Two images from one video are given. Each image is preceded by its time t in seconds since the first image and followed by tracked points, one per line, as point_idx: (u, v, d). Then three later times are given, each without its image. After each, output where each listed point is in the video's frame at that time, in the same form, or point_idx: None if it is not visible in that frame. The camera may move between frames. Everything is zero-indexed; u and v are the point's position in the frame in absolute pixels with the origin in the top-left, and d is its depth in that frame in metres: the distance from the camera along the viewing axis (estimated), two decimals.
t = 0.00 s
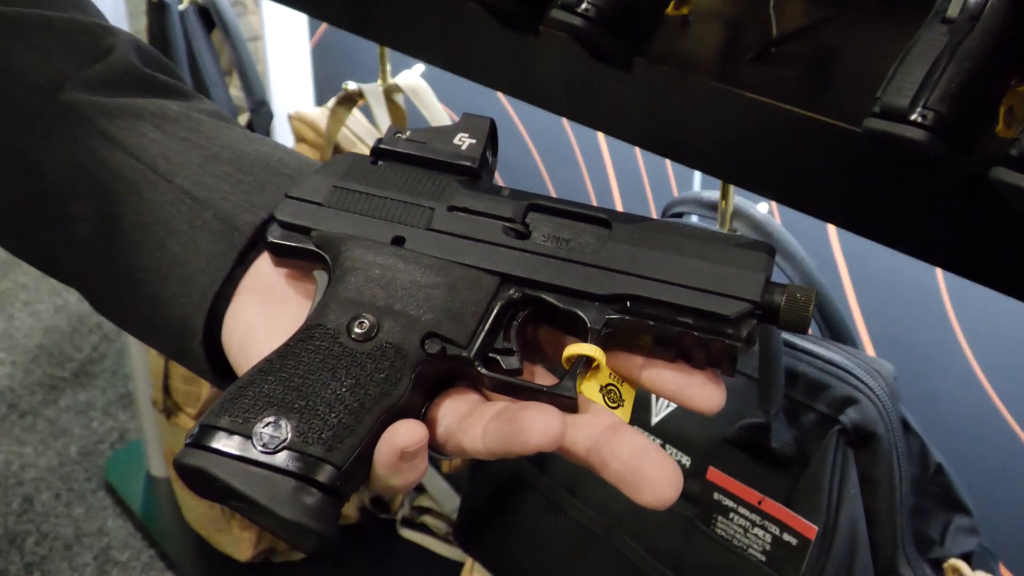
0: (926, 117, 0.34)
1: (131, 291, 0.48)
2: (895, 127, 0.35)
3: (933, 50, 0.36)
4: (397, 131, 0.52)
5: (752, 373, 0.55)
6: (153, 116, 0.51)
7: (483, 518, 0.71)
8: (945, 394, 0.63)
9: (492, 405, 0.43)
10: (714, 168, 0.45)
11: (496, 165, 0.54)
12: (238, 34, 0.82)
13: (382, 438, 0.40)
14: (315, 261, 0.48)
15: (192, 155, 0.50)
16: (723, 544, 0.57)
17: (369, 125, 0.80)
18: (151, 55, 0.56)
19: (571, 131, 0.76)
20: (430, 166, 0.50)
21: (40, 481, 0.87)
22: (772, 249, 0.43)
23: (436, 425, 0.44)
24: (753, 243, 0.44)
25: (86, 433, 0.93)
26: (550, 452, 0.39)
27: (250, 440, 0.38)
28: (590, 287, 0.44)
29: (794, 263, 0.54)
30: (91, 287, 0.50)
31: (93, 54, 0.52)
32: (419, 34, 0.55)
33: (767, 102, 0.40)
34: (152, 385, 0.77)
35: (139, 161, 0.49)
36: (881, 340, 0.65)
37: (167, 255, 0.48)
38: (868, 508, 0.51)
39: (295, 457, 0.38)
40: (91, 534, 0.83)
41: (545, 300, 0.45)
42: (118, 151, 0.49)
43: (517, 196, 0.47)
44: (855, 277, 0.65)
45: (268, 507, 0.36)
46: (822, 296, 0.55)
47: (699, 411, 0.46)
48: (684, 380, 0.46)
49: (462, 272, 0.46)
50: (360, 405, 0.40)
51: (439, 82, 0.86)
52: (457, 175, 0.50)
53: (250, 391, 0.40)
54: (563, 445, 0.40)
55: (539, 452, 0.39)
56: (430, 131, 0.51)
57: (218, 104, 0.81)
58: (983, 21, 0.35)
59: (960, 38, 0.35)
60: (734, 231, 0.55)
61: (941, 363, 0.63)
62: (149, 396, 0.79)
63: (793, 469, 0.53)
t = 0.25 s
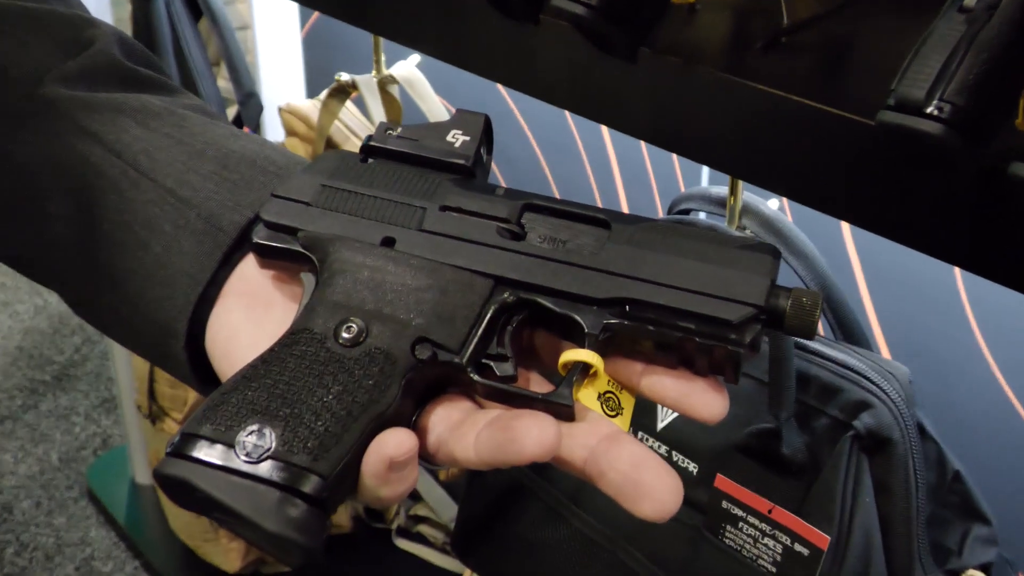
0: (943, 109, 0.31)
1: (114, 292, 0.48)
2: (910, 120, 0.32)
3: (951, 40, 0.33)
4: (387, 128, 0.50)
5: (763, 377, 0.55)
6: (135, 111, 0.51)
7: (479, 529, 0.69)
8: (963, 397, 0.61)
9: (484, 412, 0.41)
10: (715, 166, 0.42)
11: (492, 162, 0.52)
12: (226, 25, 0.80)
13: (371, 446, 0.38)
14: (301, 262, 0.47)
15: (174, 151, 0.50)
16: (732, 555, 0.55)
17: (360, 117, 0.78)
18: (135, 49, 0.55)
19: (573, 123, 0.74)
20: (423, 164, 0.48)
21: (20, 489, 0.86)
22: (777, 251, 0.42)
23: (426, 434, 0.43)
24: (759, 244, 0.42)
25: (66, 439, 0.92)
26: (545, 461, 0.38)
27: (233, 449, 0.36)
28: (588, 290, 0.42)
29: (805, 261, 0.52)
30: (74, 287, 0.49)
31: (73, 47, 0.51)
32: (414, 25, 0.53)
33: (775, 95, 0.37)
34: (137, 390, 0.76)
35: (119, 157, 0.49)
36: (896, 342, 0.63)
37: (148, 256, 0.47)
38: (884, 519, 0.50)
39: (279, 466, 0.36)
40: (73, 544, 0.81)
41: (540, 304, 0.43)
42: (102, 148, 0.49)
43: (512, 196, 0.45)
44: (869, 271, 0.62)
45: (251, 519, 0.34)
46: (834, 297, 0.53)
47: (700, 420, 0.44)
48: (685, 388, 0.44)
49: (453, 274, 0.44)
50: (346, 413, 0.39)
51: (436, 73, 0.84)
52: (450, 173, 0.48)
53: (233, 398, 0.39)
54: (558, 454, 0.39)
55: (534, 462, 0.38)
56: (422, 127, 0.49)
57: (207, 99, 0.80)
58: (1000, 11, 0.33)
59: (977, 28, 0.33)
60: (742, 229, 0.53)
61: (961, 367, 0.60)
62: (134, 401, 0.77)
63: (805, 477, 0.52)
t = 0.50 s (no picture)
0: (952, 105, 0.30)
1: (111, 293, 0.47)
2: (917, 117, 0.31)
3: (959, 35, 0.32)
4: (388, 128, 0.49)
5: (768, 378, 0.54)
6: (130, 109, 0.50)
7: (477, 534, 0.69)
8: (971, 398, 0.60)
9: (485, 417, 0.41)
10: (720, 165, 0.41)
11: (493, 162, 0.51)
12: (224, 24, 0.79)
13: (371, 451, 0.38)
14: (299, 264, 0.46)
15: (170, 150, 0.49)
16: (735, 558, 0.55)
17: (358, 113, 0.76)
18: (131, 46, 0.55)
19: (575, 118, 0.73)
20: (423, 164, 0.48)
21: (14, 490, 0.85)
22: (782, 253, 0.41)
23: (427, 439, 0.42)
24: (765, 246, 0.41)
25: (62, 439, 0.91)
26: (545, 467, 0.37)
27: (230, 454, 0.36)
28: (590, 294, 0.41)
29: (810, 260, 0.51)
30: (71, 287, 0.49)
31: (67, 44, 0.51)
32: (415, 20, 0.52)
33: (779, 90, 0.37)
34: (132, 390, 0.76)
35: (114, 157, 0.49)
36: (903, 342, 0.62)
37: (144, 258, 0.47)
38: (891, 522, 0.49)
39: (276, 472, 0.35)
40: (69, 546, 0.81)
41: (542, 308, 0.43)
42: (96, 147, 0.49)
43: (514, 197, 0.45)
44: (875, 270, 0.61)
45: (248, 525, 0.34)
46: (840, 297, 0.53)
47: (703, 425, 0.44)
48: (689, 393, 0.43)
49: (454, 276, 0.43)
50: (345, 418, 0.38)
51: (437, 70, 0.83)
52: (451, 174, 0.47)
53: (230, 403, 0.38)
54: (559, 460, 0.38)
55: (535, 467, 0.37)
56: (423, 127, 0.49)
57: (205, 99, 0.79)
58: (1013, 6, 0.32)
59: (986, 24, 0.32)
60: (746, 228, 0.52)
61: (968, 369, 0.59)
62: (129, 401, 0.77)
63: (810, 480, 0.51)
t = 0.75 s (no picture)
0: (954, 106, 0.30)
1: (112, 291, 0.47)
2: (918, 117, 0.31)
3: (958, 36, 0.32)
4: (390, 125, 0.49)
5: (769, 378, 0.55)
6: (131, 109, 0.50)
7: (478, 535, 0.69)
8: (971, 398, 0.60)
9: (487, 417, 0.41)
10: (723, 165, 0.41)
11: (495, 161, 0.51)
12: (224, 20, 0.79)
13: (373, 451, 0.38)
14: (301, 264, 0.46)
15: (171, 149, 0.49)
16: (736, 558, 0.55)
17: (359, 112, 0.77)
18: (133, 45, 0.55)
19: (575, 118, 0.73)
20: (425, 163, 0.48)
21: (14, 490, 0.85)
22: (784, 253, 0.41)
23: (429, 439, 0.42)
24: (767, 246, 0.41)
25: (62, 438, 0.91)
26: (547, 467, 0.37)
27: (232, 454, 0.36)
28: (593, 294, 0.41)
29: (811, 259, 0.51)
30: (72, 286, 0.49)
31: (68, 44, 0.51)
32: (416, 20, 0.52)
33: (782, 90, 0.37)
34: (132, 389, 0.76)
35: (115, 156, 0.49)
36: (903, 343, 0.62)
37: (145, 258, 0.47)
38: (891, 521, 0.49)
39: (279, 472, 0.36)
40: (69, 545, 0.81)
41: (545, 308, 0.43)
42: (96, 147, 0.49)
43: (516, 197, 0.45)
44: (875, 271, 0.61)
45: (250, 525, 0.34)
46: (841, 297, 0.53)
47: (705, 425, 0.44)
48: (691, 393, 0.43)
49: (456, 276, 0.43)
50: (347, 418, 0.38)
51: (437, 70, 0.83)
52: (452, 173, 0.47)
53: (231, 403, 0.38)
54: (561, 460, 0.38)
55: (536, 467, 0.37)
56: (424, 126, 0.49)
57: (202, 93, 0.79)
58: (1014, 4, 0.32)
59: (986, 24, 0.32)
60: (746, 228, 0.53)
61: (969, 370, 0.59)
62: (130, 401, 0.77)
63: (810, 480, 0.51)
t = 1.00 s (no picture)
0: (953, 106, 0.30)
1: (113, 291, 0.47)
2: (917, 117, 0.31)
3: (959, 35, 0.32)
4: (390, 126, 0.49)
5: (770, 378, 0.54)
6: (132, 109, 0.50)
7: (478, 535, 0.69)
8: (972, 398, 0.60)
9: (488, 419, 0.41)
10: (724, 165, 0.41)
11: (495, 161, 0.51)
12: (224, 20, 0.79)
13: (373, 452, 0.38)
14: (302, 265, 0.46)
15: (171, 150, 0.49)
16: (735, 558, 0.54)
17: (359, 112, 0.77)
18: (134, 47, 0.55)
19: (575, 118, 0.73)
20: (425, 164, 0.48)
21: (14, 489, 0.85)
22: (784, 253, 0.41)
23: (430, 440, 0.42)
24: (767, 247, 0.41)
25: (61, 438, 0.91)
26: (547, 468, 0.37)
27: (232, 456, 0.36)
28: (593, 295, 0.41)
29: (811, 259, 0.51)
30: (72, 285, 0.49)
31: (69, 44, 0.51)
32: (417, 20, 0.52)
33: (782, 89, 0.37)
34: (132, 389, 0.76)
35: (115, 156, 0.49)
36: (903, 343, 0.62)
37: (145, 258, 0.47)
38: (891, 521, 0.49)
39: (279, 474, 0.36)
40: (70, 545, 0.81)
41: (546, 308, 0.43)
42: (96, 147, 0.49)
43: (516, 197, 0.45)
44: (875, 271, 0.61)
45: (250, 527, 0.34)
46: (841, 298, 0.53)
47: (705, 426, 0.44)
48: (692, 394, 0.43)
49: (456, 277, 0.43)
50: (348, 419, 0.38)
51: (437, 69, 0.83)
52: (453, 174, 0.47)
53: (232, 404, 0.38)
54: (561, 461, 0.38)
55: (537, 468, 0.37)
56: (424, 126, 0.49)
57: (202, 93, 0.79)
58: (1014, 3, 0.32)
59: (986, 24, 0.32)
60: (747, 227, 0.53)
61: (969, 370, 0.59)
62: (130, 401, 0.77)
63: (810, 480, 0.51)
